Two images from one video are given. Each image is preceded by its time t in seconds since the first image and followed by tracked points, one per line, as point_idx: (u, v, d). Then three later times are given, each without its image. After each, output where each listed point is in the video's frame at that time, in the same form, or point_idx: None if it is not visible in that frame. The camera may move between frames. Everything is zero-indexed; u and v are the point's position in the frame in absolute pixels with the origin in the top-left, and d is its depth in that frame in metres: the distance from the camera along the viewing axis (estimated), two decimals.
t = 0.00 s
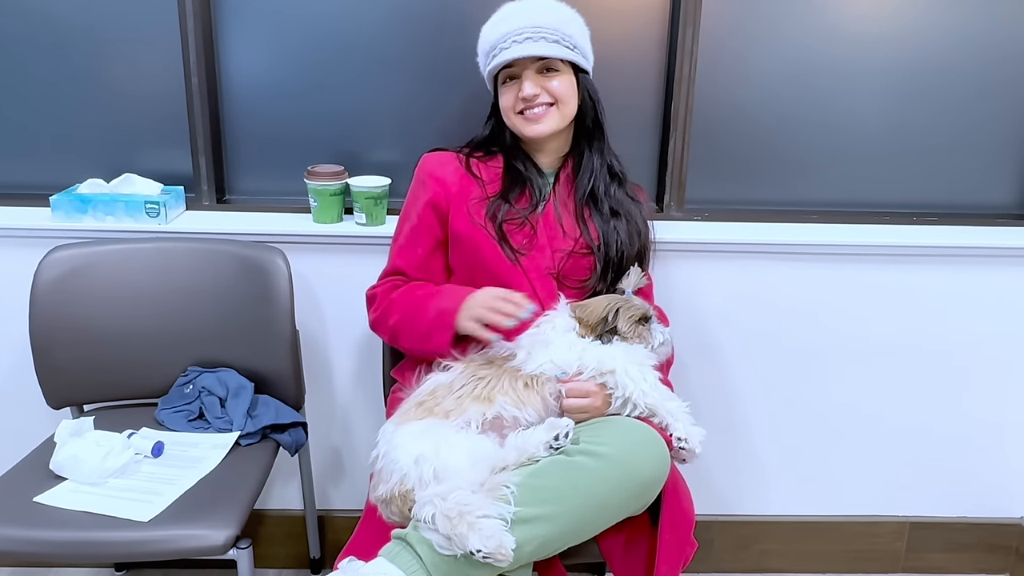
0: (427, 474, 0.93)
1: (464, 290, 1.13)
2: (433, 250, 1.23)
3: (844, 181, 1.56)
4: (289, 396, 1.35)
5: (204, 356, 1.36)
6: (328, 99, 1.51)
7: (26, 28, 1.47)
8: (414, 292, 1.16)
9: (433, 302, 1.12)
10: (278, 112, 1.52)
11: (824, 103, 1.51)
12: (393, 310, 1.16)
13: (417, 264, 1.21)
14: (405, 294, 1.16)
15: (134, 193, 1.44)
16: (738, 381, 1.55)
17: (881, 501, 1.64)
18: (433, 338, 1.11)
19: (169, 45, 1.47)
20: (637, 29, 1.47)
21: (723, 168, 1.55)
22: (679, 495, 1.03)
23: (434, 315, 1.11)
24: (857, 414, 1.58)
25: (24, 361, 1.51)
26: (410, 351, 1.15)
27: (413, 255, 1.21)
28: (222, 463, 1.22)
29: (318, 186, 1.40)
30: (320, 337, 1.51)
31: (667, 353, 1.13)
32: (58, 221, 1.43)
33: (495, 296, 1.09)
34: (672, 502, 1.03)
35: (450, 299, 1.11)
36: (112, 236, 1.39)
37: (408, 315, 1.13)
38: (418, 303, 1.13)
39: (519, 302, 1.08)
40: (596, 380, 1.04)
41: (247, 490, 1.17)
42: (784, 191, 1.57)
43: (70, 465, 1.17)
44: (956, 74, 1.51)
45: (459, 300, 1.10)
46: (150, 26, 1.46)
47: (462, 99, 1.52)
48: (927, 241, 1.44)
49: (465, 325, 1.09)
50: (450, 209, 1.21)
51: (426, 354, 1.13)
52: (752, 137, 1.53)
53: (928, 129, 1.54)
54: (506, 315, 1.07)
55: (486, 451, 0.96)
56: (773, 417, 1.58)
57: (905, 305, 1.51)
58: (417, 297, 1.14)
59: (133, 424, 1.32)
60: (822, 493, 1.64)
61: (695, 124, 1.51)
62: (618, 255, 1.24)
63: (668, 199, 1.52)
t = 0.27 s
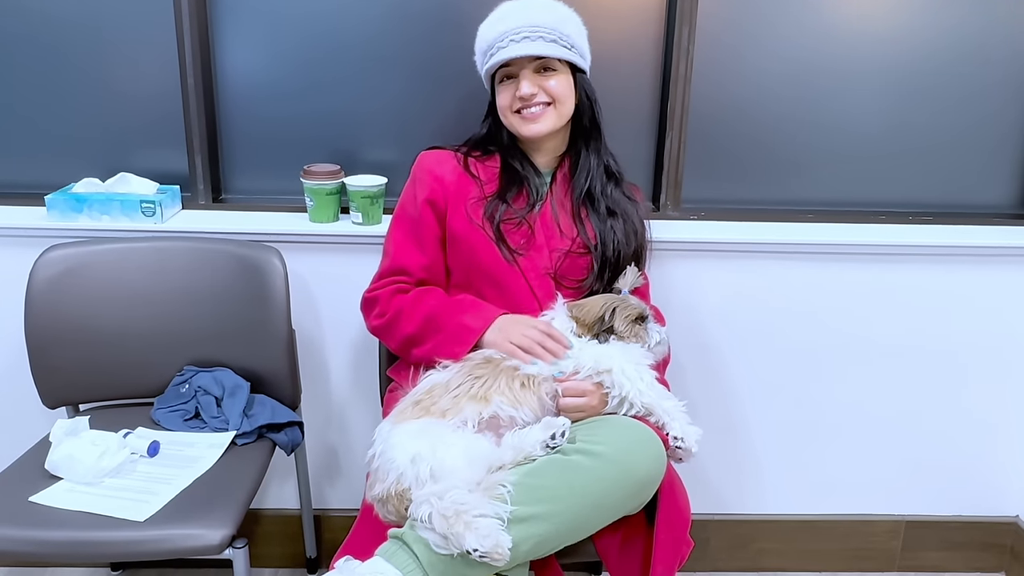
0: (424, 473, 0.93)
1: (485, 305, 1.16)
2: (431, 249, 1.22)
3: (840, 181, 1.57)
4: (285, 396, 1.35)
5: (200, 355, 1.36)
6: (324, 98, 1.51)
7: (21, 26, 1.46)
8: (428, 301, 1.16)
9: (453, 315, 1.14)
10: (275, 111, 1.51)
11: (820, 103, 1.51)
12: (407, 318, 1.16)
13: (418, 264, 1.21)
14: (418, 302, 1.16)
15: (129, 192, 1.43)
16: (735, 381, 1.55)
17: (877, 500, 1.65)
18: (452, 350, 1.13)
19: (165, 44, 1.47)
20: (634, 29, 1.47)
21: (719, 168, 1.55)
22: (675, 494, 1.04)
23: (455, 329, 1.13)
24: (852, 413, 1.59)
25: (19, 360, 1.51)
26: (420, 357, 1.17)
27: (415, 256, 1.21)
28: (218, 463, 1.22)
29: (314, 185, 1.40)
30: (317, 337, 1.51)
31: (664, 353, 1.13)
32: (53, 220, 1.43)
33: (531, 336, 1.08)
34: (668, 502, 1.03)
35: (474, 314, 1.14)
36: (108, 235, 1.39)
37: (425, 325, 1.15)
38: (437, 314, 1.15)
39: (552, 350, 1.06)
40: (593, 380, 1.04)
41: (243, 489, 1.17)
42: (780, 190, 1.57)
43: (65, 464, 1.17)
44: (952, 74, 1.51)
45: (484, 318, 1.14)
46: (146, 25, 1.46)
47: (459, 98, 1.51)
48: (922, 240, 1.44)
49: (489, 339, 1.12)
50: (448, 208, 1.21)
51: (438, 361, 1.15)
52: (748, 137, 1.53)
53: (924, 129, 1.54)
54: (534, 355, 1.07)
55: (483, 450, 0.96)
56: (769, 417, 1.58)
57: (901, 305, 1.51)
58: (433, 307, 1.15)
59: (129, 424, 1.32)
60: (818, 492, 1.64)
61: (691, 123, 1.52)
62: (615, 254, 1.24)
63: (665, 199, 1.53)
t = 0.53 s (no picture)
0: (422, 473, 0.93)
1: (483, 306, 1.16)
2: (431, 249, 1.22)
3: (837, 181, 1.57)
4: (283, 396, 1.35)
5: (198, 356, 1.36)
6: (323, 99, 1.51)
7: (19, 26, 1.46)
8: (428, 302, 1.16)
9: (453, 317, 1.14)
10: (273, 112, 1.51)
11: (818, 104, 1.52)
12: (407, 320, 1.16)
13: (419, 264, 1.21)
14: (418, 304, 1.16)
15: (127, 192, 1.43)
16: (732, 381, 1.56)
17: (874, 500, 1.65)
18: (451, 352, 1.13)
19: (163, 45, 1.47)
20: (632, 29, 1.48)
21: (717, 168, 1.55)
22: (672, 494, 1.04)
23: (455, 331, 1.13)
24: (850, 413, 1.59)
25: (17, 361, 1.51)
26: (420, 358, 1.17)
27: (415, 256, 1.21)
28: (216, 463, 1.22)
29: (312, 185, 1.40)
30: (315, 337, 1.51)
31: (662, 353, 1.13)
32: (51, 221, 1.43)
33: (533, 344, 1.07)
34: (665, 501, 1.03)
35: (474, 316, 1.14)
36: (106, 236, 1.39)
37: (425, 326, 1.15)
38: (437, 316, 1.15)
39: (554, 359, 1.06)
40: (591, 380, 1.04)
41: (241, 490, 1.17)
42: (777, 190, 1.57)
43: (63, 465, 1.17)
44: (949, 74, 1.52)
45: (484, 320, 1.13)
46: (145, 25, 1.46)
47: (457, 99, 1.52)
48: (919, 241, 1.45)
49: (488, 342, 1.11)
50: (447, 207, 1.21)
51: (437, 363, 1.15)
52: (746, 137, 1.53)
53: (920, 130, 1.54)
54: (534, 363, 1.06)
55: (481, 451, 0.96)
56: (767, 417, 1.59)
57: (898, 305, 1.52)
58: (432, 309, 1.15)
59: (127, 424, 1.32)
60: (815, 492, 1.64)
61: (689, 124, 1.52)
62: (613, 255, 1.24)
63: (663, 199, 1.53)
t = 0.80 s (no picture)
0: (421, 475, 0.93)
1: (480, 309, 1.15)
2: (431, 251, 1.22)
3: (835, 183, 1.58)
4: (282, 399, 1.35)
5: (196, 358, 1.36)
6: (322, 101, 1.51)
7: (18, 29, 1.46)
8: (426, 305, 1.16)
9: (450, 320, 1.14)
10: (272, 114, 1.52)
11: (815, 107, 1.52)
12: (406, 323, 1.16)
13: (419, 266, 1.21)
14: (417, 306, 1.16)
15: (126, 195, 1.44)
16: (730, 382, 1.56)
17: (873, 501, 1.66)
18: (449, 355, 1.13)
19: (162, 47, 1.47)
20: (630, 31, 1.48)
21: (715, 170, 1.56)
22: (671, 496, 1.04)
23: (452, 334, 1.13)
24: (848, 414, 1.59)
25: (15, 363, 1.51)
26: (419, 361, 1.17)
27: (415, 258, 1.21)
28: (215, 465, 1.22)
29: (311, 188, 1.40)
30: (314, 339, 1.51)
31: (660, 356, 1.13)
32: (49, 223, 1.43)
33: (530, 350, 1.06)
34: (664, 502, 1.04)
35: (470, 319, 1.14)
36: (104, 238, 1.39)
37: (423, 329, 1.15)
38: (434, 319, 1.15)
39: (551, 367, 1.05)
40: (591, 382, 1.04)
41: (240, 492, 1.17)
42: (775, 192, 1.58)
43: (62, 467, 1.17)
44: (946, 76, 1.52)
45: (480, 323, 1.13)
46: (143, 27, 1.46)
47: (455, 102, 1.52)
48: (917, 243, 1.45)
49: (483, 347, 1.11)
50: (447, 209, 1.22)
51: (436, 366, 1.15)
52: (743, 140, 1.54)
53: (917, 132, 1.55)
54: (529, 370, 1.05)
55: (480, 453, 0.97)
56: (765, 419, 1.59)
57: (895, 306, 1.52)
58: (430, 312, 1.15)
59: (125, 427, 1.32)
60: (814, 493, 1.65)
61: (686, 126, 1.52)
62: (613, 258, 1.25)
63: (661, 202, 1.53)
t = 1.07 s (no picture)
0: (420, 475, 0.93)
1: (471, 313, 1.16)
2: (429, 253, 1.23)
3: (831, 184, 1.58)
4: (281, 400, 1.36)
5: (195, 359, 1.36)
6: (320, 103, 1.51)
7: (16, 31, 1.47)
8: (420, 309, 1.17)
9: (442, 324, 1.15)
10: (270, 116, 1.52)
11: (812, 108, 1.53)
12: (400, 326, 1.16)
13: (415, 269, 1.22)
14: (412, 310, 1.17)
15: (125, 196, 1.44)
16: (728, 383, 1.57)
17: (870, 502, 1.66)
18: (441, 360, 1.14)
19: (160, 49, 1.47)
20: (628, 33, 1.49)
21: (712, 172, 1.56)
22: (669, 496, 1.05)
23: (445, 338, 1.14)
24: (845, 415, 1.60)
25: (14, 365, 1.51)
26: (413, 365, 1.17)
27: (412, 261, 1.22)
28: (214, 466, 1.22)
29: (310, 189, 1.41)
30: (312, 340, 1.51)
31: (657, 356, 1.14)
32: (48, 225, 1.43)
33: (515, 356, 1.07)
34: (662, 503, 1.04)
35: (462, 322, 1.15)
36: (103, 240, 1.39)
37: (417, 333, 1.15)
38: (427, 322, 1.15)
39: (535, 373, 1.05)
40: (588, 383, 1.05)
41: (239, 493, 1.17)
42: (772, 193, 1.58)
43: (61, 469, 1.17)
44: (942, 77, 1.53)
45: (471, 327, 1.14)
46: (142, 29, 1.47)
47: (453, 103, 1.52)
48: (913, 244, 1.46)
49: (472, 352, 1.12)
50: (445, 211, 1.22)
51: (430, 370, 1.15)
52: (741, 141, 1.54)
53: (913, 134, 1.56)
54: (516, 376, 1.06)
55: (478, 453, 0.97)
56: (763, 419, 1.60)
57: (892, 307, 1.53)
58: (424, 315, 1.16)
59: (124, 428, 1.32)
60: (811, 493, 1.65)
61: (684, 127, 1.53)
62: (611, 260, 1.25)
63: (658, 203, 1.54)
